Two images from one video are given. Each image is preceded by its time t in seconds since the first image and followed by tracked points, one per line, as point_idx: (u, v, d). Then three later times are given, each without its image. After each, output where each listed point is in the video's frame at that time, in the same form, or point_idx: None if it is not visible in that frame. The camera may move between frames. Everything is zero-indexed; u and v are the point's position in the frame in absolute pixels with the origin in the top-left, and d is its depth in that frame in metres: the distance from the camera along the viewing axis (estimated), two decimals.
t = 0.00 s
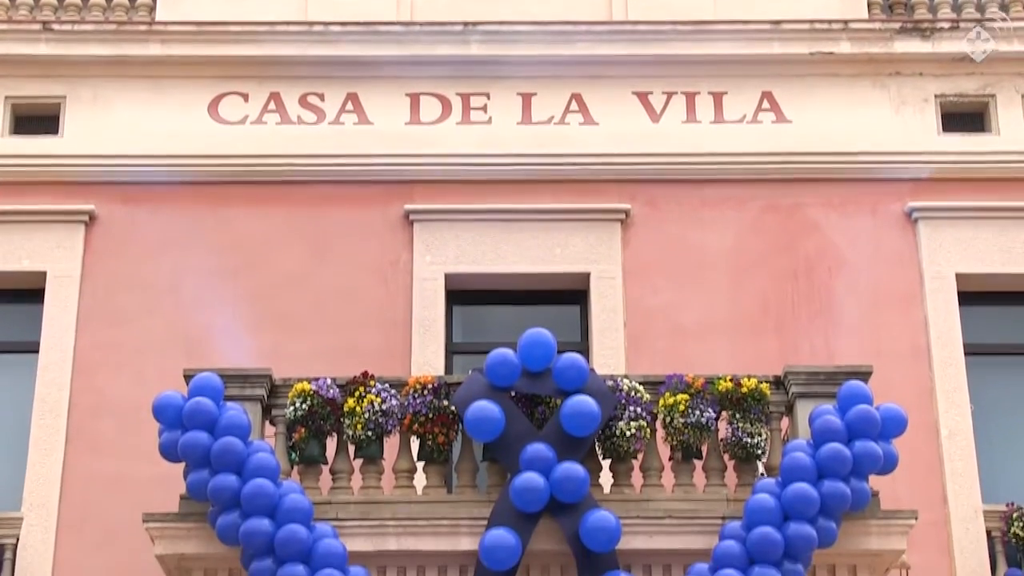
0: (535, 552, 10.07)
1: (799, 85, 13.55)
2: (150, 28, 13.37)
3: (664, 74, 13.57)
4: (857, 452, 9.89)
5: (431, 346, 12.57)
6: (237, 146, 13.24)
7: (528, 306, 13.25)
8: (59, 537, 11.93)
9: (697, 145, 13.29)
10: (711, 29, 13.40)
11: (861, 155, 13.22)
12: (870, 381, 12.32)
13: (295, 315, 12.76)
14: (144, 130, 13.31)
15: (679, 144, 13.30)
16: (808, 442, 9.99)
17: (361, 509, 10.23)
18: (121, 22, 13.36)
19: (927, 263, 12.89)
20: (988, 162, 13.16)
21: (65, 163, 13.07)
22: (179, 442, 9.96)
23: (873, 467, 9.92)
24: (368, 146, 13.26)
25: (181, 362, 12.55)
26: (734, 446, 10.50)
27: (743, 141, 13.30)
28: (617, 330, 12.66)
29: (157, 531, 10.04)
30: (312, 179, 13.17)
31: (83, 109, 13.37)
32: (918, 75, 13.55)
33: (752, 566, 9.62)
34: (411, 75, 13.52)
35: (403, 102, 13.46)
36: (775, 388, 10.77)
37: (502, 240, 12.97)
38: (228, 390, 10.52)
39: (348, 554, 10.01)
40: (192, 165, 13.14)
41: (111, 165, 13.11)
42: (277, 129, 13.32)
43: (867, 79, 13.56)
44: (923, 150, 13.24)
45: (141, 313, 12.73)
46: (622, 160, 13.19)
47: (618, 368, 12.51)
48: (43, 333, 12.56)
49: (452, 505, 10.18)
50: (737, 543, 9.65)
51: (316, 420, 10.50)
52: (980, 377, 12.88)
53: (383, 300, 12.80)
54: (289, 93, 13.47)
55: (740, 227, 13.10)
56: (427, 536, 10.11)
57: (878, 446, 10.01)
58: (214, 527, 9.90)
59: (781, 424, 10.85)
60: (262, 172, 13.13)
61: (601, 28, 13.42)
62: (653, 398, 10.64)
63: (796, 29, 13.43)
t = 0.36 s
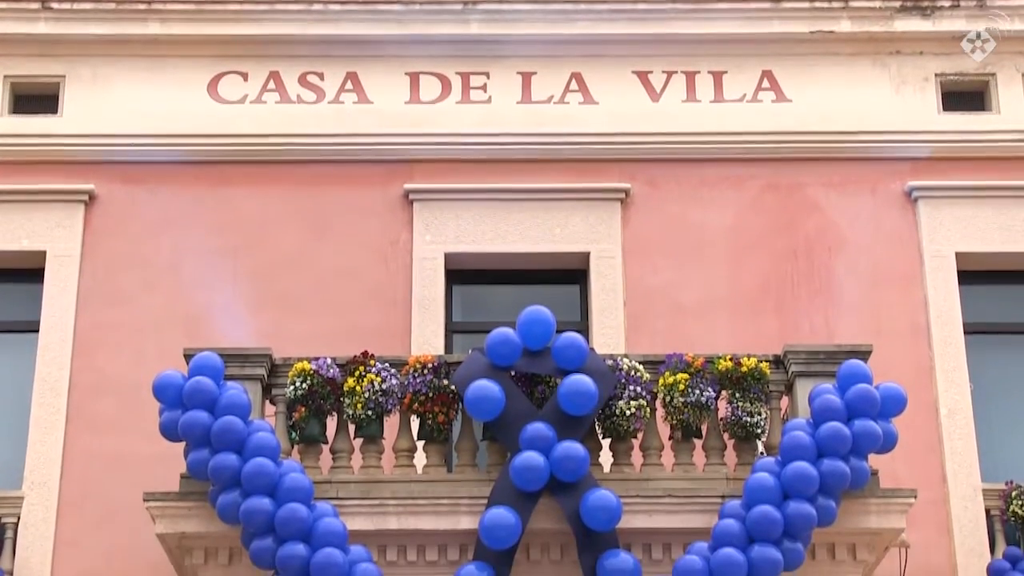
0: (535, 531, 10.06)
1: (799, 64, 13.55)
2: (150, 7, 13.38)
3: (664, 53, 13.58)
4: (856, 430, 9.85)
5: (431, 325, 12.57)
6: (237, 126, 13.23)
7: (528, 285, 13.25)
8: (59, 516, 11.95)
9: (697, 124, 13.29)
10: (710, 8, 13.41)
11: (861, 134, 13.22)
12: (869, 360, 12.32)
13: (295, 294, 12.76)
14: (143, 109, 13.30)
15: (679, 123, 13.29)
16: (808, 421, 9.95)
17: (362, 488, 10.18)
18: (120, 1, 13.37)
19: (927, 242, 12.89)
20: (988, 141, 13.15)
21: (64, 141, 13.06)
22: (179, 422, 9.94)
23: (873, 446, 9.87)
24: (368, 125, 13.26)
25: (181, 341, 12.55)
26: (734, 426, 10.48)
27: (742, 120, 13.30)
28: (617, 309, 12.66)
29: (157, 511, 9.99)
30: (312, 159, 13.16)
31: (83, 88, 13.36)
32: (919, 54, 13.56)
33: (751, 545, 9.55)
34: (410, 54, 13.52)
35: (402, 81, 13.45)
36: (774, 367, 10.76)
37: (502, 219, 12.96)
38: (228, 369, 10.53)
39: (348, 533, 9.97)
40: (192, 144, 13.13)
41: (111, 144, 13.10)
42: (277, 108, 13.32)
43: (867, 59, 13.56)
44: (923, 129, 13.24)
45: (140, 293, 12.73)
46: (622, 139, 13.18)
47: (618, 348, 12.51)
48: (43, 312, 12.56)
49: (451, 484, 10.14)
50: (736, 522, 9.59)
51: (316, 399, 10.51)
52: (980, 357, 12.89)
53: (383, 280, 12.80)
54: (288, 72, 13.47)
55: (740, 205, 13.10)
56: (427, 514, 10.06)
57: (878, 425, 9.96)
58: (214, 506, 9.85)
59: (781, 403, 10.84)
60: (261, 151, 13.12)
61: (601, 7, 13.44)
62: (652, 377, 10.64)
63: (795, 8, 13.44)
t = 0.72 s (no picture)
0: (535, 518, 10.06)
1: (799, 51, 13.54)
2: None
3: (664, 40, 13.57)
4: (855, 417, 9.83)
5: (431, 312, 12.57)
6: (236, 112, 13.23)
7: (528, 272, 13.25)
8: (60, 502, 11.96)
9: (696, 110, 13.28)
10: None
11: (861, 121, 13.22)
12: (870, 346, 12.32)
13: (295, 281, 12.76)
14: (143, 96, 13.30)
15: (678, 109, 13.29)
16: (808, 408, 9.94)
17: (362, 475, 10.17)
18: None
19: (927, 229, 12.89)
20: (988, 128, 13.14)
21: (64, 128, 13.05)
22: (179, 409, 9.92)
23: (873, 432, 9.86)
24: (367, 112, 13.25)
25: (182, 328, 12.55)
26: (734, 413, 10.48)
27: (742, 106, 13.29)
28: (617, 297, 12.66)
29: (158, 498, 9.99)
30: (311, 146, 13.16)
31: (82, 75, 13.35)
32: (919, 41, 13.55)
33: (751, 532, 9.56)
34: (410, 41, 13.51)
35: (402, 68, 13.44)
36: (774, 354, 10.76)
37: (502, 206, 12.95)
38: (228, 356, 10.52)
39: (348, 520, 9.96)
40: (191, 131, 13.12)
41: (110, 131, 13.09)
42: (277, 95, 13.31)
43: (868, 45, 13.55)
44: (922, 116, 13.24)
45: (140, 280, 12.73)
46: (622, 126, 13.17)
47: (618, 335, 12.50)
48: (43, 299, 12.56)
49: (451, 471, 10.13)
50: (736, 509, 9.59)
51: (316, 386, 10.49)
52: (979, 344, 12.90)
53: (383, 267, 12.80)
54: (288, 59, 13.47)
55: (740, 192, 13.09)
56: (427, 501, 10.06)
57: (877, 412, 9.94)
58: (214, 493, 9.85)
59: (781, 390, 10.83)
60: (261, 138, 13.11)
61: None
62: (652, 364, 10.65)
63: None
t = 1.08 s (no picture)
0: (535, 510, 10.07)
1: (798, 43, 13.55)
2: None
3: (663, 32, 13.56)
4: (854, 409, 9.83)
5: (430, 304, 12.57)
6: (234, 104, 13.23)
7: (528, 265, 13.26)
8: (60, 494, 11.97)
9: (695, 102, 13.28)
10: None
11: (860, 113, 13.21)
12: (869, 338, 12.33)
13: (295, 273, 12.76)
14: (142, 88, 13.29)
15: (677, 101, 13.29)
16: (806, 400, 9.94)
17: (361, 466, 10.17)
18: None
19: (927, 221, 12.89)
20: (987, 120, 13.14)
21: (63, 120, 13.05)
22: (178, 401, 9.92)
23: (872, 424, 9.86)
24: (366, 104, 13.25)
25: (181, 320, 12.56)
26: (732, 405, 10.49)
27: (741, 99, 13.29)
28: (616, 289, 12.66)
29: (157, 489, 9.97)
30: (310, 138, 13.15)
31: (81, 66, 13.35)
32: (919, 32, 13.54)
33: (749, 524, 9.56)
34: (409, 33, 13.50)
35: (401, 60, 13.44)
36: (773, 346, 10.73)
37: (501, 198, 12.95)
38: (227, 348, 10.51)
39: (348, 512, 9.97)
40: (190, 123, 13.12)
41: (109, 123, 13.09)
42: (276, 86, 13.31)
43: (867, 37, 13.55)
44: (922, 107, 13.23)
45: (140, 272, 12.73)
46: (620, 118, 13.17)
47: (617, 327, 12.50)
48: (42, 291, 12.56)
49: (450, 463, 10.16)
50: (735, 500, 9.59)
51: (316, 378, 10.49)
52: (978, 336, 12.91)
53: (382, 259, 12.80)
54: (287, 51, 13.47)
55: (740, 184, 13.09)
56: (426, 493, 10.06)
57: (876, 404, 9.94)
58: (214, 485, 9.86)
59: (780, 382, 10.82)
60: (260, 130, 13.11)
61: None
62: (651, 356, 10.64)
63: None
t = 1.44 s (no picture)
0: (533, 497, 10.07)
1: (797, 31, 13.54)
2: None
3: (662, 20, 13.54)
4: (852, 396, 9.84)
5: (430, 292, 12.57)
6: (233, 92, 13.22)
7: (528, 253, 13.25)
8: (60, 481, 11.98)
9: (694, 90, 13.27)
10: None
11: (859, 100, 13.21)
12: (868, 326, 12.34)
13: (294, 261, 12.76)
14: (140, 76, 13.28)
15: (676, 89, 13.28)
16: (805, 388, 9.95)
17: (361, 454, 10.16)
18: None
19: (926, 209, 12.89)
20: (987, 107, 13.14)
21: (62, 108, 13.04)
22: (177, 389, 9.92)
23: (870, 412, 9.86)
24: (365, 92, 13.23)
25: (181, 308, 12.56)
26: (731, 393, 10.49)
27: (740, 86, 13.29)
28: (615, 277, 12.67)
29: (157, 477, 9.98)
30: (309, 126, 13.14)
31: (80, 54, 13.34)
32: (918, 20, 13.54)
33: (748, 511, 9.57)
34: (408, 20, 13.49)
35: (400, 48, 13.43)
36: (772, 334, 10.71)
37: (501, 186, 12.95)
38: (226, 337, 10.49)
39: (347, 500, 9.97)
40: (189, 111, 13.11)
41: (108, 111, 13.08)
42: (274, 74, 13.30)
43: (867, 25, 13.54)
44: (921, 95, 13.23)
45: (139, 260, 12.73)
46: (619, 106, 13.16)
47: (616, 315, 12.52)
48: (42, 279, 12.56)
49: (450, 451, 10.16)
50: (733, 488, 9.60)
51: (315, 366, 10.50)
52: (977, 324, 12.92)
53: (382, 247, 12.80)
54: (285, 39, 13.46)
55: (739, 172, 13.09)
56: (426, 481, 10.06)
57: (875, 391, 9.94)
58: (213, 472, 9.86)
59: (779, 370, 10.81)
60: (258, 118, 13.11)
61: None
62: (650, 345, 10.63)
63: None
